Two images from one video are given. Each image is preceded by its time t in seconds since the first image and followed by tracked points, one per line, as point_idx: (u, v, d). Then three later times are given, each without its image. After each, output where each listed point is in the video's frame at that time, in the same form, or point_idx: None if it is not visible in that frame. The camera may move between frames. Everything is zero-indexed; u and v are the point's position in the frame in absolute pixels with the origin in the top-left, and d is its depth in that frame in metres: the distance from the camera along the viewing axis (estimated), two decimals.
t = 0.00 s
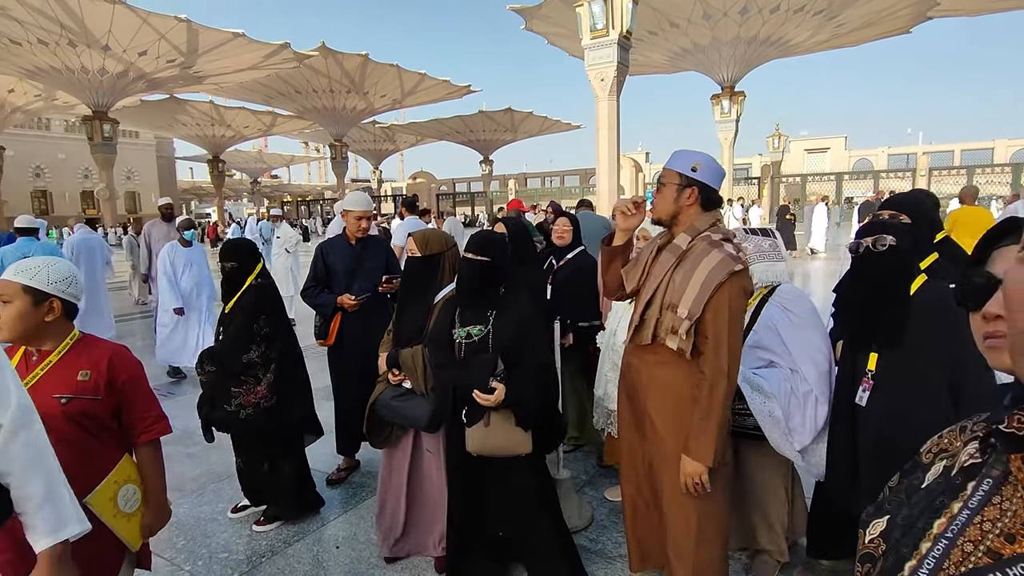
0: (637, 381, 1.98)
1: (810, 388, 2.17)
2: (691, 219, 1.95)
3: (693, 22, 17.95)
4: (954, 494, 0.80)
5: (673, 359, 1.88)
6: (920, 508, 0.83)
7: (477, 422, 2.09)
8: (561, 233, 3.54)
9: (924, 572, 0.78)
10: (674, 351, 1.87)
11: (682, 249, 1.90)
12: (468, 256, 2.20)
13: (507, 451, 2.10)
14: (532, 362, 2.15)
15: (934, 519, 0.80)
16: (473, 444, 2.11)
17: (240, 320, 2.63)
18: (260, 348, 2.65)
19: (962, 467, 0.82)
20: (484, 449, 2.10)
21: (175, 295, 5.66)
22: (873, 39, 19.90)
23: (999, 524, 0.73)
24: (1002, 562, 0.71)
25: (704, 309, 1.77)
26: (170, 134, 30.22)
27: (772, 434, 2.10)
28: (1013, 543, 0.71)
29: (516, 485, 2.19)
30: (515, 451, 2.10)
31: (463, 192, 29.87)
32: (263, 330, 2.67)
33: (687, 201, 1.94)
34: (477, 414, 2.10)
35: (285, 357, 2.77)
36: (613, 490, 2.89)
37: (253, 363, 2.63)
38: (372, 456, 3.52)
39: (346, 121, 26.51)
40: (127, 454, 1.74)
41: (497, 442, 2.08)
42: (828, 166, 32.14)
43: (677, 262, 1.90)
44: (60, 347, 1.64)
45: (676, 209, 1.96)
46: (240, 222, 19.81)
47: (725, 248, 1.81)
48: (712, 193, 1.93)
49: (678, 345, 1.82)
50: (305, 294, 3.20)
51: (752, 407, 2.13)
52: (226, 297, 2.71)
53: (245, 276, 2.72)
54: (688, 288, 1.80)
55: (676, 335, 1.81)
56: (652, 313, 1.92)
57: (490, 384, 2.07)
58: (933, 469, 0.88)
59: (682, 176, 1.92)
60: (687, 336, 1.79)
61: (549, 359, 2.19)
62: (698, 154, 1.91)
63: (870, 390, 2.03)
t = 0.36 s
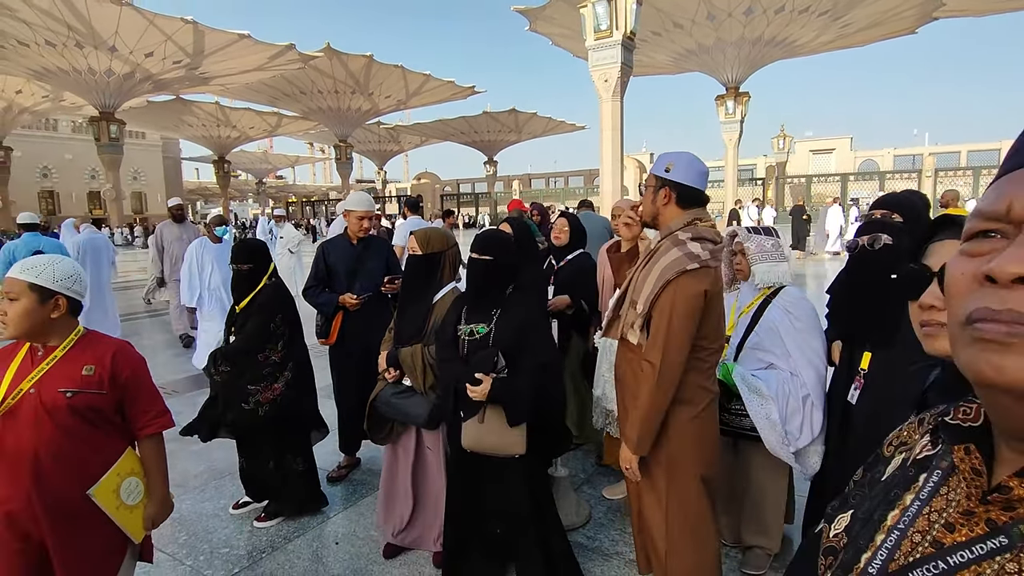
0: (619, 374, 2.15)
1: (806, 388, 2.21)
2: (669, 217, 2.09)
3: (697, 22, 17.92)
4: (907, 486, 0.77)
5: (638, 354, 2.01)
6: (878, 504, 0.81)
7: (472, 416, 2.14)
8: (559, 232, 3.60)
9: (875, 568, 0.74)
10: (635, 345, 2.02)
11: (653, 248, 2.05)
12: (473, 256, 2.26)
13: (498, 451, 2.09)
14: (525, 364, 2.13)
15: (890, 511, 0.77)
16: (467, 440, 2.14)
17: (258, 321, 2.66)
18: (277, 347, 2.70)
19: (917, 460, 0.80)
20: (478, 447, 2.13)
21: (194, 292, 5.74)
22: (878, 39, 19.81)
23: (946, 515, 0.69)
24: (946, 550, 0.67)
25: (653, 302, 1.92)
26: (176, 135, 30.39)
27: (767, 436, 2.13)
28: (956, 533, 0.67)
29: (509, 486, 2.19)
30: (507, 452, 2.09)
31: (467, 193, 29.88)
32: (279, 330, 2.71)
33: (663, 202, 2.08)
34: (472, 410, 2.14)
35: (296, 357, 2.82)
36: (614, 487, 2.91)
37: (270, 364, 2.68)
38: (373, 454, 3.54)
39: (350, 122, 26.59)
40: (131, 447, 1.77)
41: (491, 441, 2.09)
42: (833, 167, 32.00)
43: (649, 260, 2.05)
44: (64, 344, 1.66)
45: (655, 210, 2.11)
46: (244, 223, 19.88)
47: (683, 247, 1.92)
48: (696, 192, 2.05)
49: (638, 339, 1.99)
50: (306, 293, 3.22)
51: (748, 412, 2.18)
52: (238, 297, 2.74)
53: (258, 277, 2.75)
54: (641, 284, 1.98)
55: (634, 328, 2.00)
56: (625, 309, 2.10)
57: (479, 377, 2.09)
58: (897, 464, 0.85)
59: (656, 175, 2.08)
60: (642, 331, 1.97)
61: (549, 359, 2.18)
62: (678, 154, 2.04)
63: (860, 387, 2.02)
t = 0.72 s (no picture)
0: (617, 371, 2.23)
1: (810, 395, 2.20)
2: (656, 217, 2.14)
3: (701, 24, 17.92)
4: (909, 483, 0.78)
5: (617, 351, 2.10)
6: (879, 501, 0.82)
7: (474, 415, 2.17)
8: (555, 233, 3.60)
9: (872, 561, 0.75)
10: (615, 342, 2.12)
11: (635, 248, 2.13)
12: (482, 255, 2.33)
13: (501, 453, 2.10)
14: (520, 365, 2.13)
15: (891, 508, 0.78)
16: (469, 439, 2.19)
17: (259, 323, 2.67)
18: (276, 351, 2.71)
19: (921, 457, 0.80)
20: (480, 446, 2.15)
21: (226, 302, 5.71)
22: (883, 41, 19.74)
23: (938, 510, 0.71)
24: (939, 544, 0.68)
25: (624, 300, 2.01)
26: (181, 135, 30.52)
27: (779, 446, 2.13)
28: (947, 528, 0.68)
29: (510, 485, 2.19)
30: (508, 454, 2.09)
31: (470, 194, 29.89)
32: (278, 334, 2.71)
33: (650, 203, 2.15)
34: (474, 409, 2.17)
35: (298, 359, 2.84)
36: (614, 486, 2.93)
37: (271, 368, 2.69)
38: (375, 453, 3.56)
39: (354, 123, 26.66)
40: (138, 441, 1.78)
41: (493, 443, 2.12)
42: (836, 169, 31.95)
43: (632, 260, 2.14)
44: (76, 340, 1.68)
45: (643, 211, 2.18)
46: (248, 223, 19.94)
47: (655, 247, 2.00)
48: (684, 195, 2.10)
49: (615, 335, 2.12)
50: (309, 293, 3.24)
51: (759, 420, 2.16)
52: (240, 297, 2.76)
53: (256, 279, 2.76)
54: (619, 282, 2.06)
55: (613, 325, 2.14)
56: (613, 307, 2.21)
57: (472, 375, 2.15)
58: (904, 461, 0.85)
59: (645, 178, 2.16)
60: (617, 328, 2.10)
61: (550, 360, 2.17)
62: (666, 154, 2.10)
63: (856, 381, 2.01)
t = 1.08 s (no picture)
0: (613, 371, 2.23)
1: (812, 399, 2.20)
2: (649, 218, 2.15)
3: (700, 26, 17.97)
4: (926, 479, 0.79)
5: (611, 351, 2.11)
6: (894, 499, 0.84)
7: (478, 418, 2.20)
8: (552, 235, 3.64)
9: (888, 555, 0.76)
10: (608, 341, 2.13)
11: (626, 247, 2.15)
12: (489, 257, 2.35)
13: (502, 456, 2.12)
14: (521, 372, 2.14)
15: (907, 503, 0.79)
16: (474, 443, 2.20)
17: (253, 319, 2.73)
18: (267, 346, 2.73)
19: (940, 454, 0.81)
20: (484, 448, 2.17)
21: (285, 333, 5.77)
22: (882, 44, 19.78)
23: (945, 504, 0.73)
24: (947, 540, 0.70)
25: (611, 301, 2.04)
26: (180, 135, 30.50)
27: (791, 456, 2.14)
28: (958, 523, 0.70)
29: (513, 485, 2.21)
30: (508, 457, 2.11)
31: (469, 195, 29.90)
32: (271, 330, 2.75)
33: (643, 205, 2.16)
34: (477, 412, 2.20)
35: (296, 358, 2.84)
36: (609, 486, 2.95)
37: (261, 363, 2.72)
38: (375, 452, 3.57)
39: (353, 123, 26.68)
40: (143, 433, 1.81)
41: (495, 445, 2.14)
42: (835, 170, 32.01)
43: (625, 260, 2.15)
44: (81, 336, 1.68)
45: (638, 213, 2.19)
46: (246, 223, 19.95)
47: (644, 249, 2.01)
48: (676, 196, 2.10)
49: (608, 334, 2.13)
50: (309, 294, 3.25)
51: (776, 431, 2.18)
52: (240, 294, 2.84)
53: (259, 273, 2.85)
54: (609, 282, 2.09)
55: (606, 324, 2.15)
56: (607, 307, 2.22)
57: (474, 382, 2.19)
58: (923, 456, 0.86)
59: (638, 181, 2.16)
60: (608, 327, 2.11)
61: (547, 363, 2.19)
62: (657, 155, 2.09)
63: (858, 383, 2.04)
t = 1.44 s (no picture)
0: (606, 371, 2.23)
1: (798, 396, 2.24)
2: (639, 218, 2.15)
3: (695, 26, 18.02)
4: (921, 477, 0.81)
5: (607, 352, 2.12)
6: (893, 495, 0.86)
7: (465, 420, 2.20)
8: (548, 234, 3.66)
9: (883, 553, 0.77)
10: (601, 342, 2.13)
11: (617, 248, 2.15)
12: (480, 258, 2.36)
13: (489, 457, 2.14)
14: (512, 376, 2.15)
15: (904, 499, 0.81)
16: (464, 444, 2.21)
17: (244, 311, 2.77)
18: (256, 338, 2.76)
19: (937, 451, 0.82)
20: (472, 449, 2.19)
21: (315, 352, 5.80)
22: (876, 45, 19.87)
23: (936, 500, 0.74)
24: (936, 533, 0.71)
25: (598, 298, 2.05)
26: (174, 134, 30.37)
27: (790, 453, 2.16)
28: (946, 516, 0.71)
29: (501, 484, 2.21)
30: (495, 457, 2.13)
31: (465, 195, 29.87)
32: (263, 323, 2.78)
33: (632, 205, 2.17)
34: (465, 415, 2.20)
35: (285, 350, 2.86)
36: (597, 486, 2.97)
37: (249, 355, 2.75)
38: (369, 452, 3.56)
39: (348, 123, 26.62)
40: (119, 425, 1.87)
41: (483, 445, 2.15)
42: (829, 172, 32.19)
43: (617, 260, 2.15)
44: (59, 330, 1.72)
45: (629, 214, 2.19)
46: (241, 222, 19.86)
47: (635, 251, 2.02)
48: (664, 196, 2.10)
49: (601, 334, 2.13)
50: (306, 293, 3.25)
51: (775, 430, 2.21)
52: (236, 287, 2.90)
53: (255, 269, 2.88)
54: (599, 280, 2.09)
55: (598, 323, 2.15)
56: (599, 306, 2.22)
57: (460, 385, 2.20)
58: (925, 451, 0.86)
59: (628, 180, 2.17)
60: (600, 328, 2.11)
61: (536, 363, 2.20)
62: (646, 156, 2.11)
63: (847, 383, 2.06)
